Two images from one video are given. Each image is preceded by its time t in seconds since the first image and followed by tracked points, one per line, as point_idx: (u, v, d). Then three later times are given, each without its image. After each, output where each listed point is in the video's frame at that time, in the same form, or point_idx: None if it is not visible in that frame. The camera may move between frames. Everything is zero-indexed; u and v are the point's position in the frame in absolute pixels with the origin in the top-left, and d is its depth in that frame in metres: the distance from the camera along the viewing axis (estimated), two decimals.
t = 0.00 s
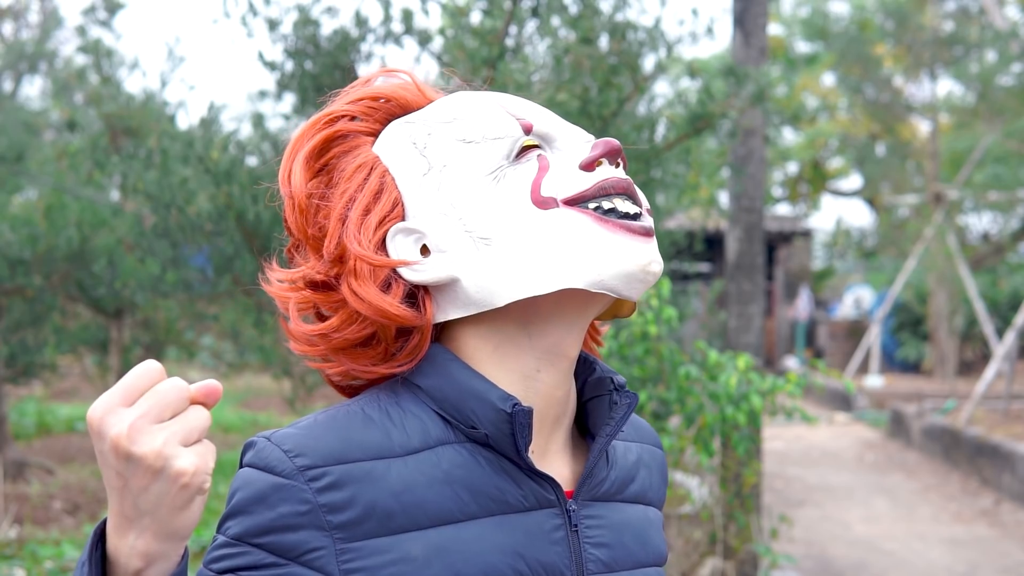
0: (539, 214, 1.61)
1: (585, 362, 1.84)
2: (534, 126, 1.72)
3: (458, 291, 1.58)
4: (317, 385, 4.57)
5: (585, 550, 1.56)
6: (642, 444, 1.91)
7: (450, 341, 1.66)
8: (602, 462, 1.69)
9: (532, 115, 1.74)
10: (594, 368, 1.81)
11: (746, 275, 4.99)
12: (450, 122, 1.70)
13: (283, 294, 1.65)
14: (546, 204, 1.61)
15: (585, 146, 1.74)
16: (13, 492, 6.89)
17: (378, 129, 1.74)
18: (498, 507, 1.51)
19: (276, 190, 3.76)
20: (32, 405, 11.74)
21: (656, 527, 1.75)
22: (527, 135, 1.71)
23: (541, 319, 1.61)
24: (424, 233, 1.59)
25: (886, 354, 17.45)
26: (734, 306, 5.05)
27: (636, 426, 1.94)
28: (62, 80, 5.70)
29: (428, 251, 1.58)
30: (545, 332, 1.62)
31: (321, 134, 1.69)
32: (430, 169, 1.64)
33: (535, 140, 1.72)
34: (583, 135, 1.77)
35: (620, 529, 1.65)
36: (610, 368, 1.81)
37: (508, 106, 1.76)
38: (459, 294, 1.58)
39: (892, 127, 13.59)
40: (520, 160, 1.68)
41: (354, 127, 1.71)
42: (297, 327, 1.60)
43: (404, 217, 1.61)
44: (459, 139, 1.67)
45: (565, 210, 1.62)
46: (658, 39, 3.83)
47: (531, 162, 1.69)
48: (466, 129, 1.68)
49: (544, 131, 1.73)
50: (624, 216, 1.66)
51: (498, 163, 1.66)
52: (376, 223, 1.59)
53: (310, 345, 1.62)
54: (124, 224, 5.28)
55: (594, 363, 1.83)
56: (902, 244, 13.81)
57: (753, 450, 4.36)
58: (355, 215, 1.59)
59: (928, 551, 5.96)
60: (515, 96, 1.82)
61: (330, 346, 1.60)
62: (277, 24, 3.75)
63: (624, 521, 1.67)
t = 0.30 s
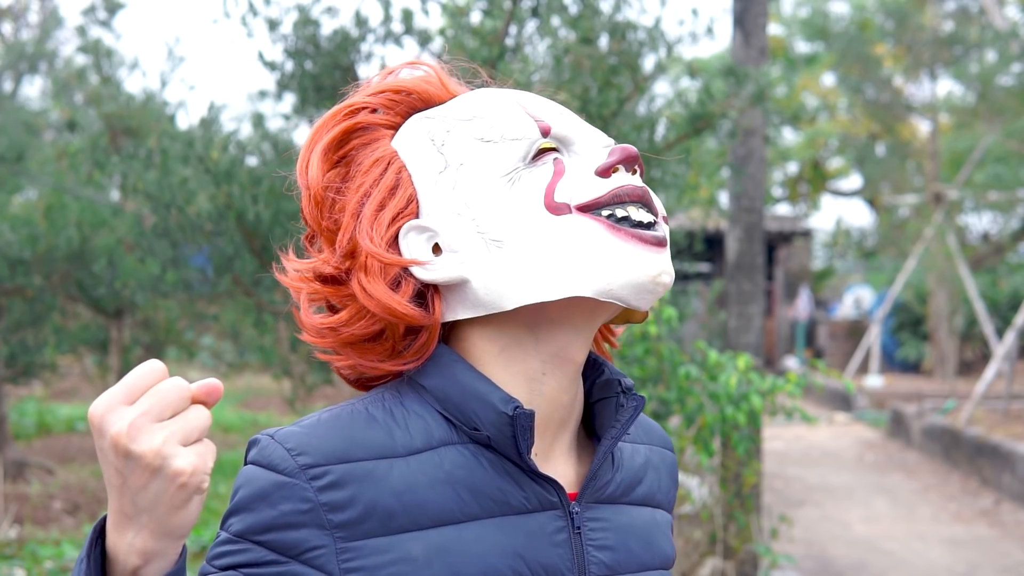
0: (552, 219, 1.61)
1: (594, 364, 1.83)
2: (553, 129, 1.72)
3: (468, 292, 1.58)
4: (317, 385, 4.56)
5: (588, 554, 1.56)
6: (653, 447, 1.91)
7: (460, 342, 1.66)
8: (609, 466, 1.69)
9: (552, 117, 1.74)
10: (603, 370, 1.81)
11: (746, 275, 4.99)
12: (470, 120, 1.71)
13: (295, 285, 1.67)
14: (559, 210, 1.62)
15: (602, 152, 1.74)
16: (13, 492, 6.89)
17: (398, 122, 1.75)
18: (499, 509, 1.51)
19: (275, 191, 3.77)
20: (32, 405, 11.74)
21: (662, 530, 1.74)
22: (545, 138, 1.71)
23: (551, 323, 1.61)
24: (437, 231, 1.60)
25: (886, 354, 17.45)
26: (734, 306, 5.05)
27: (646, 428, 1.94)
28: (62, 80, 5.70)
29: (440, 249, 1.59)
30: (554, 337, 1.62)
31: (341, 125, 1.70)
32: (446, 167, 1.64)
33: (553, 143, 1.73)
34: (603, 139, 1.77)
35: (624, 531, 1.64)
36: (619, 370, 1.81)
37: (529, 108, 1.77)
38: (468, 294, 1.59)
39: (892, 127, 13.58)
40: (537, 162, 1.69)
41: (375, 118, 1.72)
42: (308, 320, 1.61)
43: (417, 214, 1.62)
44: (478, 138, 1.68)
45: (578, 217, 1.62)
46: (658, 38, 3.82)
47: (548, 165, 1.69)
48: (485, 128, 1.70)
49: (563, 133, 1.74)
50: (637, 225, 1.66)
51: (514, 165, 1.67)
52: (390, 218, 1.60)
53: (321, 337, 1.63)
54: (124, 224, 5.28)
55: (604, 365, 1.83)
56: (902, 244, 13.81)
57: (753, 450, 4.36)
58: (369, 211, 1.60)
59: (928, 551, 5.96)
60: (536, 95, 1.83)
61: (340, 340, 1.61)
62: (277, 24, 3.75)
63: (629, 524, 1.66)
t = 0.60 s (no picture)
0: (550, 229, 1.61)
1: (594, 364, 1.83)
2: (560, 134, 1.69)
3: (465, 295, 1.60)
4: (317, 385, 4.56)
5: (586, 555, 1.56)
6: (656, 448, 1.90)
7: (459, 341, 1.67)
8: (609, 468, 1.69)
9: (562, 120, 1.72)
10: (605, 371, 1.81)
11: (746, 275, 5.00)
12: (482, 119, 1.71)
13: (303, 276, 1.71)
14: (558, 221, 1.61)
15: (609, 158, 1.72)
16: (13, 493, 6.89)
17: (413, 113, 1.77)
18: (494, 510, 1.51)
19: (275, 190, 3.77)
20: (32, 405, 11.73)
21: (663, 531, 1.74)
22: (551, 143, 1.69)
23: (549, 329, 1.61)
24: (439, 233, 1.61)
25: (886, 354, 17.45)
26: (734, 306, 5.06)
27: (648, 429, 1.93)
28: (62, 80, 5.70)
29: (441, 250, 1.61)
30: (552, 342, 1.62)
31: (354, 116, 1.72)
32: (453, 166, 1.65)
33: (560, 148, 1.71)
34: (612, 145, 1.74)
35: (623, 531, 1.64)
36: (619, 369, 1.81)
37: (537, 107, 1.75)
38: (465, 298, 1.60)
39: (892, 126, 13.57)
40: (542, 168, 1.68)
41: (389, 110, 1.74)
42: (312, 314, 1.65)
43: (422, 212, 1.64)
44: (486, 138, 1.68)
45: (576, 228, 1.61)
46: (658, 39, 3.83)
47: (552, 172, 1.68)
48: (494, 128, 1.69)
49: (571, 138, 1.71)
50: (636, 239, 1.65)
51: (518, 170, 1.66)
52: (393, 217, 1.62)
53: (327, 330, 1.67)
54: (124, 224, 5.28)
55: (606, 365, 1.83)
56: (902, 244, 13.82)
57: (753, 451, 4.36)
58: (373, 208, 1.62)
59: (928, 551, 5.96)
60: (550, 93, 1.81)
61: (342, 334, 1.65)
62: (277, 24, 3.75)
63: (628, 525, 1.66)
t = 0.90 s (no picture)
0: (535, 260, 1.62)
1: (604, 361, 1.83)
2: (556, 153, 1.69)
3: (455, 310, 1.64)
4: (317, 386, 4.55)
5: (584, 557, 1.57)
6: (666, 446, 1.89)
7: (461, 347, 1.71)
8: (613, 469, 1.69)
9: (564, 139, 1.71)
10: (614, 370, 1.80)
11: (746, 275, 4.99)
12: (488, 128, 1.72)
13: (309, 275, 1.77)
14: (543, 252, 1.62)
15: (605, 186, 1.69)
16: (13, 492, 6.89)
17: (427, 109, 1.81)
18: (493, 509, 1.52)
19: (275, 191, 3.77)
20: (33, 405, 11.73)
21: (668, 532, 1.73)
22: (548, 164, 1.69)
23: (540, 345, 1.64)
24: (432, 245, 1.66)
25: (886, 354, 17.45)
26: (734, 306, 5.06)
27: (658, 427, 1.92)
28: (62, 80, 5.70)
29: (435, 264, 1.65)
30: (543, 355, 1.65)
31: (368, 112, 1.77)
32: (454, 177, 1.68)
33: (558, 169, 1.70)
34: (612, 166, 1.72)
35: (625, 533, 1.64)
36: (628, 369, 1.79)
37: (542, 117, 1.74)
38: (455, 313, 1.64)
39: (892, 126, 13.56)
40: (536, 190, 1.68)
41: (403, 107, 1.79)
42: (312, 315, 1.70)
43: (421, 222, 1.69)
44: (489, 150, 1.70)
45: (560, 261, 1.62)
46: (658, 39, 3.83)
47: (544, 195, 1.68)
48: (497, 140, 1.70)
49: (568, 158, 1.69)
50: (624, 273, 1.63)
51: (511, 191, 1.67)
52: (392, 225, 1.67)
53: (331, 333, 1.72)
54: (124, 224, 5.28)
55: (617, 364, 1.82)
56: (902, 244, 13.83)
57: (753, 451, 4.35)
58: (374, 214, 1.67)
59: (928, 552, 5.95)
60: (565, 96, 1.82)
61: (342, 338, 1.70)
62: (277, 24, 3.74)
63: (631, 526, 1.66)
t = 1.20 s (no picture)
0: (484, 287, 1.66)
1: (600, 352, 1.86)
2: (517, 177, 1.69)
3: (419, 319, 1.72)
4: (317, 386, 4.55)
5: (568, 545, 1.62)
6: (667, 436, 1.89)
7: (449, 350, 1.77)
8: (603, 459, 1.73)
9: (532, 163, 1.71)
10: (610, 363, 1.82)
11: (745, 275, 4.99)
12: (470, 142, 1.74)
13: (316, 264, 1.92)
14: (492, 280, 1.66)
15: (560, 215, 1.68)
16: (13, 492, 6.88)
17: (429, 108, 1.83)
18: (478, 494, 1.59)
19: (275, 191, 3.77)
20: (33, 405, 11.72)
21: (663, 522, 1.76)
22: (508, 188, 1.70)
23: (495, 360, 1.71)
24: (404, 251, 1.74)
25: (886, 354, 17.46)
26: (735, 306, 5.06)
27: (661, 416, 1.92)
28: (62, 80, 5.70)
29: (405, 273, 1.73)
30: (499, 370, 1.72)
31: (368, 111, 1.81)
32: (431, 188, 1.73)
33: (520, 193, 1.71)
34: (578, 189, 1.71)
35: (614, 521, 1.68)
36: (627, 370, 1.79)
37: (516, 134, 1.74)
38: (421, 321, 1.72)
39: (892, 126, 13.56)
40: (496, 214, 1.70)
41: (402, 106, 1.82)
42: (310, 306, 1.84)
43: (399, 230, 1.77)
44: (467, 165, 1.72)
45: (506, 290, 1.66)
46: (658, 38, 3.84)
47: (499, 221, 1.69)
48: (474, 155, 1.73)
49: (530, 182, 1.70)
50: (567, 307, 1.66)
51: (471, 215, 1.70)
52: (372, 232, 1.77)
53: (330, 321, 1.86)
54: (124, 224, 5.28)
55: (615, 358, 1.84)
56: (902, 244, 13.83)
57: (753, 451, 4.35)
58: (360, 216, 1.77)
59: (928, 552, 5.95)
60: (560, 105, 1.82)
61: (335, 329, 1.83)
62: (277, 24, 3.74)
63: (620, 515, 1.70)
